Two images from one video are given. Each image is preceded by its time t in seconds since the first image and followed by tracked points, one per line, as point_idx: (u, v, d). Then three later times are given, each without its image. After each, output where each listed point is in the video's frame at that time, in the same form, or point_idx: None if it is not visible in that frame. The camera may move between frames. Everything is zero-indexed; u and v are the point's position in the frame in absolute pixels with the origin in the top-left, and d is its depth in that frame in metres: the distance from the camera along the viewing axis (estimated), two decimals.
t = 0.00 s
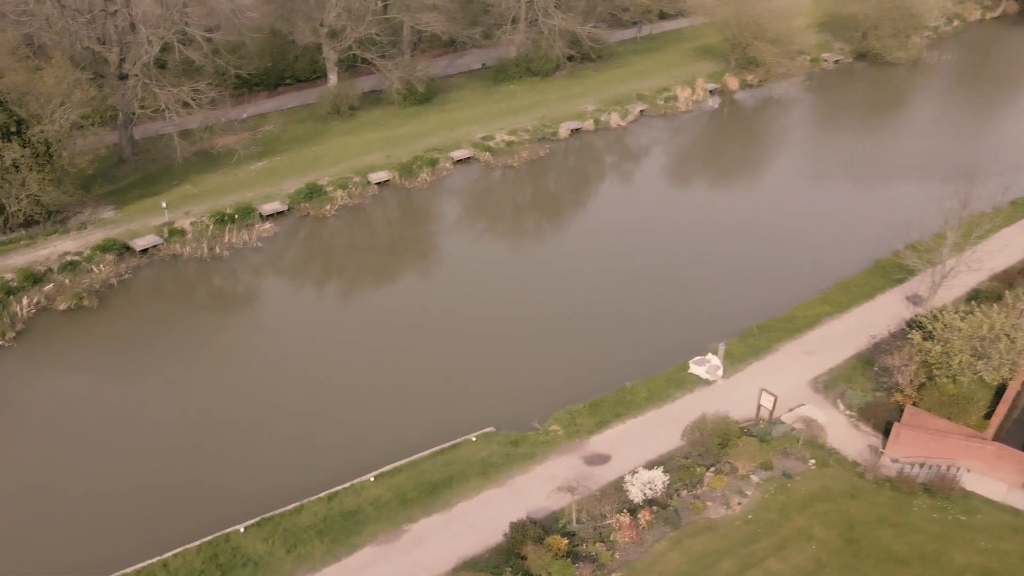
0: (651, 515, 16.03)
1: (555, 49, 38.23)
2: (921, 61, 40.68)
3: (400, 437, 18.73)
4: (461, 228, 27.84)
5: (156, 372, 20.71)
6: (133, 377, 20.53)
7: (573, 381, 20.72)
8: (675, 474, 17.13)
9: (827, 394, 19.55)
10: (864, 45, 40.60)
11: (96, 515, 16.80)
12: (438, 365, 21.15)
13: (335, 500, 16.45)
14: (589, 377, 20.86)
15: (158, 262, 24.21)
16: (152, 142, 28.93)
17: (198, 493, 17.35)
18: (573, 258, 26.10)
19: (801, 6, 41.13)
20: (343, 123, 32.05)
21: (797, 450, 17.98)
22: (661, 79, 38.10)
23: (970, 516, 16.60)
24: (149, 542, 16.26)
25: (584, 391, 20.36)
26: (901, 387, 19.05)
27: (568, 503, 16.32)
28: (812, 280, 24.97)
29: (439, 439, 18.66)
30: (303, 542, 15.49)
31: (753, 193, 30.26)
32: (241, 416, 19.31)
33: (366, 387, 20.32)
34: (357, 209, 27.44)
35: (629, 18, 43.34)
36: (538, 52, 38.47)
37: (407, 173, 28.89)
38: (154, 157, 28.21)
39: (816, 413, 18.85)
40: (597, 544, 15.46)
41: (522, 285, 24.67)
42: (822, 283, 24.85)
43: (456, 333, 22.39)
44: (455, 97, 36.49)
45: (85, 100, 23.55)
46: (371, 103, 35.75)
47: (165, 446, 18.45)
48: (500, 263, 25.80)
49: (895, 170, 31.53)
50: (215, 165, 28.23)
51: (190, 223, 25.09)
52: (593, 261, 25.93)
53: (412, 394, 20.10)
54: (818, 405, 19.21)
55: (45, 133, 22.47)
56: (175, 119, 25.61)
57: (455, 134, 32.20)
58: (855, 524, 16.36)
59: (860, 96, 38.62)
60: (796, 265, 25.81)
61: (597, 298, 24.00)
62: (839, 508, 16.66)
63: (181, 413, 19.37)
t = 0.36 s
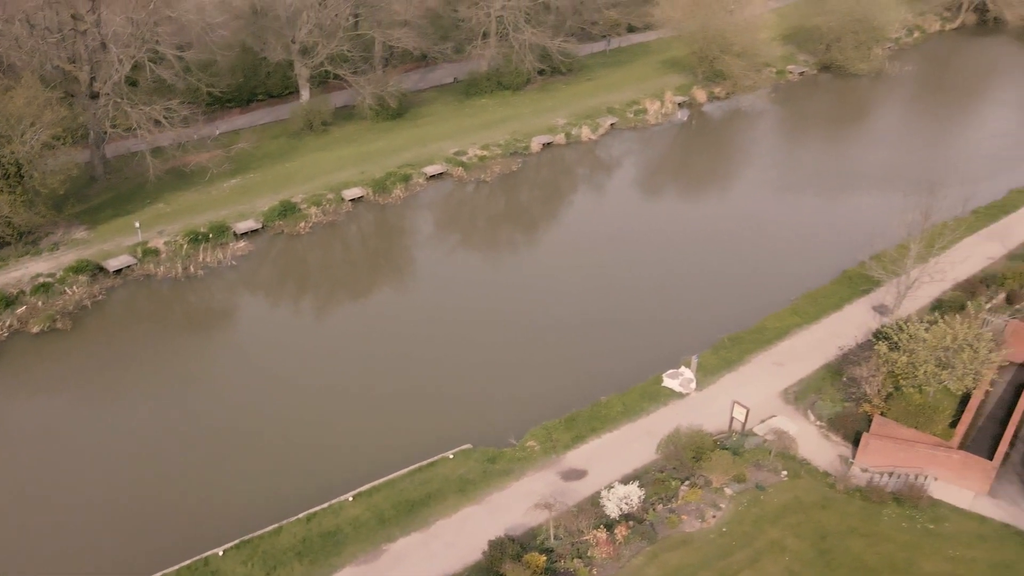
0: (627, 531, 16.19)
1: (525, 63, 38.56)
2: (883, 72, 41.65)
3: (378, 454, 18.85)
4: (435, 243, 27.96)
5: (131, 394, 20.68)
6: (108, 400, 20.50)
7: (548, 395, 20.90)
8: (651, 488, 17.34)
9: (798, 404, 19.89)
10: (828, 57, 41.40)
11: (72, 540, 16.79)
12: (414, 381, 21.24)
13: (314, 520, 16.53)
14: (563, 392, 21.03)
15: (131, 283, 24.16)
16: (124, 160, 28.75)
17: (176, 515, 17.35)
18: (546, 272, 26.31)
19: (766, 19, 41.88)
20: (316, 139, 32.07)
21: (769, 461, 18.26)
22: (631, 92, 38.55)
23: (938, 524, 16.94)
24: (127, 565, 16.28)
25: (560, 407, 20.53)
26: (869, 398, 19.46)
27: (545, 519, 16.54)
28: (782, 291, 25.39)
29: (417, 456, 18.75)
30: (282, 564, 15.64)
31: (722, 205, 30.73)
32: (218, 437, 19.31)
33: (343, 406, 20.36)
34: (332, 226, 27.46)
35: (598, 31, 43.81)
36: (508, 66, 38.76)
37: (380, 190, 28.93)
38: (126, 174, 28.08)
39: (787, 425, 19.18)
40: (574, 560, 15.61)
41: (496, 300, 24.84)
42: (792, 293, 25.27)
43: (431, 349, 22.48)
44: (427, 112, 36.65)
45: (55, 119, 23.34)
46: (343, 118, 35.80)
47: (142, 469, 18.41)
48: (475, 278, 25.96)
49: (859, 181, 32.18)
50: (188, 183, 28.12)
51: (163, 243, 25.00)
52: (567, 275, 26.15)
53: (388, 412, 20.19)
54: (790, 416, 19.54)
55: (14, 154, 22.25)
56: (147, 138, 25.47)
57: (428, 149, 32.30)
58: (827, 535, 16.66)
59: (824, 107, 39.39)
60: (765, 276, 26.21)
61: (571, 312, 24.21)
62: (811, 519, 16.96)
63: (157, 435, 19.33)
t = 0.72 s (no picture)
0: (605, 550, 16.35)
1: (497, 80, 38.87)
2: (847, 86, 42.64)
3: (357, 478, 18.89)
4: (410, 262, 28.03)
5: (107, 419, 20.52)
6: (83, 426, 20.29)
7: (524, 415, 21.05)
8: (628, 506, 17.51)
9: (770, 419, 20.18)
10: (794, 72, 42.23)
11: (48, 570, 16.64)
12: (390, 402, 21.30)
13: (293, 544, 16.68)
14: (540, 411, 21.18)
15: (106, 306, 23.95)
16: (97, 181, 28.54)
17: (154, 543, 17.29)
18: (520, 289, 26.49)
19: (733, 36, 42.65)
20: (290, 158, 32.07)
21: (744, 477, 18.49)
22: (602, 109, 38.98)
23: (909, 536, 17.26)
24: None
25: (536, 425, 20.66)
26: (841, 412, 19.66)
27: (524, 538, 16.66)
28: (753, 306, 25.76)
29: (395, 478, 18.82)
30: None
31: (693, 219, 31.15)
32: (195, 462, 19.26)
33: (321, 428, 20.35)
34: (307, 246, 27.46)
35: (568, 48, 44.29)
36: (481, 83, 39.02)
37: (355, 210, 28.96)
38: (99, 195, 27.90)
39: (760, 440, 19.47)
40: None
41: (472, 318, 24.96)
42: (762, 308, 25.64)
43: (406, 369, 22.55)
44: (400, 129, 36.77)
45: (27, 142, 23.20)
46: (318, 136, 35.80)
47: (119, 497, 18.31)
48: (450, 297, 26.08)
49: (826, 194, 32.79)
50: (162, 204, 27.98)
51: (138, 265, 24.83)
52: (541, 292, 26.34)
53: (365, 433, 20.23)
54: (764, 431, 19.84)
55: None
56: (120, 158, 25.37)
57: (402, 168, 32.37)
58: (802, 549, 16.92)
59: (790, 122, 40.14)
60: (737, 290, 26.59)
61: (546, 329, 24.38)
62: (786, 534, 17.22)
63: (133, 462, 19.22)
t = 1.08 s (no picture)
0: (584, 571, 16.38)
1: (472, 99, 39.16)
2: (814, 103, 43.57)
3: (336, 501, 18.83)
4: (387, 282, 28.10)
5: (83, 446, 20.32)
6: (59, 454, 20.07)
7: (503, 434, 21.14)
8: (606, 526, 17.63)
9: (745, 437, 20.45)
10: (762, 90, 43.01)
11: None
12: (368, 423, 21.29)
13: (274, 570, 16.64)
14: (518, 431, 21.24)
15: (82, 332, 23.79)
16: (71, 205, 28.37)
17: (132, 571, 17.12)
18: (496, 308, 26.64)
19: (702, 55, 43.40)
20: (265, 179, 32.06)
21: (720, 495, 18.69)
22: (576, 128, 39.42)
23: (882, 552, 17.54)
24: None
25: (515, 445, 20.75)
26: (815, 428, 19.81)
27: (504, 560, 16.72)
28: (726, 323, 26.10)
29: (375, 501, 18.81)
30: None
31: (666, 236, 31.54)
32: (173, 487, 19.11)
33: (298, 452, 20.25)
34: (283, 268, 27.43)
35: (541, 66, 44.78)
36: (455, 103, 39.26)
37: (332, 231, 29.00)
38: (74, 219, 27.75)
39: (735, 457, 19.72)
40: None
41: (449, 338, 24.99)
42: (736, 325, 25.99)
43: (384, 389, 22.56)
44: (375, 149, 36.88)
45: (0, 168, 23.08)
46: (293, 157, 35.79)
47: (95, 524, 18.10)
48: (427, 316, 26.14)
49: (796, 211, 33.38)
50: (138, 228, 27.91)
51: (114, 290, 24.75)
52: (517, 311, 26.47)
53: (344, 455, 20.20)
54: (738, 448, 20.08)
55: None
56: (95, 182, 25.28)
57: (378, 189, 32.47)
58: (778, 567, 17.12)
59: (760, 139, 40.83)
60: (710, 307, 26.92)
61: (522, 349, 24.50)
62: (762, 552, 17.43)
63: (110, 489, 19.03)
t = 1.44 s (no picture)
0: None
1: (448, 119, 39.35)
2: (784, 122, 44.45)
3: (316, 525, 18.76)
4: (365, 303, 28.14)
5: (60, 474, 20.12)
6: (35, 482, 19.84)
7: (483, 454, 21.18)
8: (586, 549, 17.71)
9: (722, 456, 20.68)
10: (733, 109, 43.74)
11: None
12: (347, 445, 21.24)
13: None
14: (499, 452, 21.28)
15: (59, 359, 23.60)
16: (47, 230, 28.22)
17: None
18: (475, 328, 26.75)
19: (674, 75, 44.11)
20: (243, 202, 32.04)
21: (699, 516, 18.86)
22: (552, 147, 39.81)
23: (858, 570, 17.77)
24: None
25: (494, 465, 20.80)
26: (790, 447, 20.17)
27: None
28: (702, 341, 26.40)
29: (355, 525, 18.77)
30: None
31: (642, 255, 31.90)
32: (151, 514, 18.93)
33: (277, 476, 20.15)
34: (261, 292, 27.38)
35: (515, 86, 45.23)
36: (431, 123, 39.44)
37: (310, 254, 29.04)
38: (50, 245, 27.60)
39: (712, 477, 19.94)
40: None
41: (427, 358, 25.03)
42: (712, 343, 26.29)
43: (363, 411, 22.55)
44: (353, 170, 36.95)
45: None
46: (270, 178, 35.74)
47: (72, 553, 17.87)
48: (405, 337, 26.18)
49: (768, 228, 33.91)
50: (116, 253, 27.85)
51: (92, 316, 24.64)
52: (495, 331, 26.59)
53: (324, 478, 20.13)
54: (716, 468, 20.30)
55: None
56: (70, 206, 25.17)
57: (355, 211, 32.53)
58: None
59: (732, 157, 41.50)
60: (685, 326, 27.20)
61: (501, 369, 24.60)
62: (741, 571, 17.60)
63: (87, 517, 18.81)
